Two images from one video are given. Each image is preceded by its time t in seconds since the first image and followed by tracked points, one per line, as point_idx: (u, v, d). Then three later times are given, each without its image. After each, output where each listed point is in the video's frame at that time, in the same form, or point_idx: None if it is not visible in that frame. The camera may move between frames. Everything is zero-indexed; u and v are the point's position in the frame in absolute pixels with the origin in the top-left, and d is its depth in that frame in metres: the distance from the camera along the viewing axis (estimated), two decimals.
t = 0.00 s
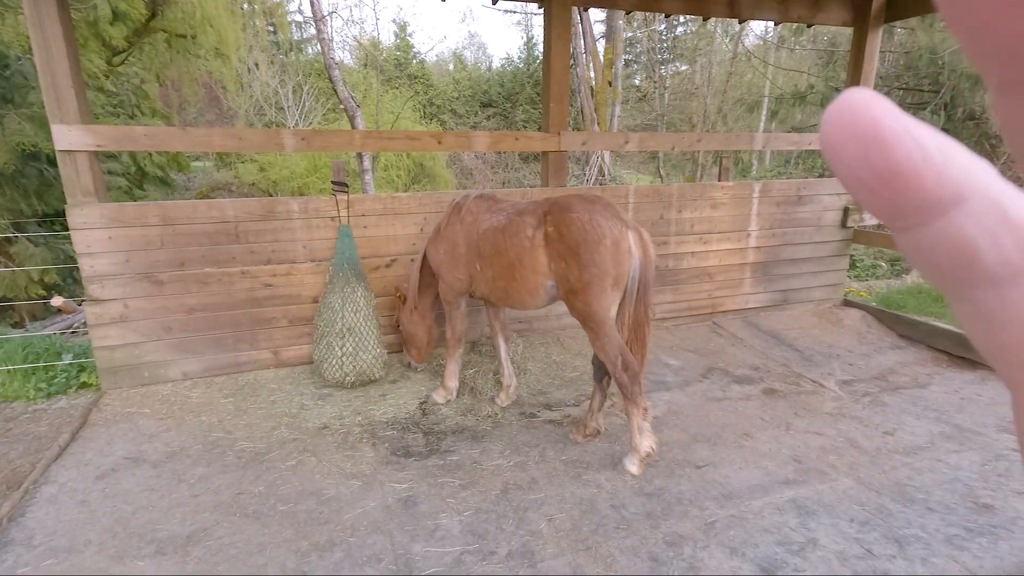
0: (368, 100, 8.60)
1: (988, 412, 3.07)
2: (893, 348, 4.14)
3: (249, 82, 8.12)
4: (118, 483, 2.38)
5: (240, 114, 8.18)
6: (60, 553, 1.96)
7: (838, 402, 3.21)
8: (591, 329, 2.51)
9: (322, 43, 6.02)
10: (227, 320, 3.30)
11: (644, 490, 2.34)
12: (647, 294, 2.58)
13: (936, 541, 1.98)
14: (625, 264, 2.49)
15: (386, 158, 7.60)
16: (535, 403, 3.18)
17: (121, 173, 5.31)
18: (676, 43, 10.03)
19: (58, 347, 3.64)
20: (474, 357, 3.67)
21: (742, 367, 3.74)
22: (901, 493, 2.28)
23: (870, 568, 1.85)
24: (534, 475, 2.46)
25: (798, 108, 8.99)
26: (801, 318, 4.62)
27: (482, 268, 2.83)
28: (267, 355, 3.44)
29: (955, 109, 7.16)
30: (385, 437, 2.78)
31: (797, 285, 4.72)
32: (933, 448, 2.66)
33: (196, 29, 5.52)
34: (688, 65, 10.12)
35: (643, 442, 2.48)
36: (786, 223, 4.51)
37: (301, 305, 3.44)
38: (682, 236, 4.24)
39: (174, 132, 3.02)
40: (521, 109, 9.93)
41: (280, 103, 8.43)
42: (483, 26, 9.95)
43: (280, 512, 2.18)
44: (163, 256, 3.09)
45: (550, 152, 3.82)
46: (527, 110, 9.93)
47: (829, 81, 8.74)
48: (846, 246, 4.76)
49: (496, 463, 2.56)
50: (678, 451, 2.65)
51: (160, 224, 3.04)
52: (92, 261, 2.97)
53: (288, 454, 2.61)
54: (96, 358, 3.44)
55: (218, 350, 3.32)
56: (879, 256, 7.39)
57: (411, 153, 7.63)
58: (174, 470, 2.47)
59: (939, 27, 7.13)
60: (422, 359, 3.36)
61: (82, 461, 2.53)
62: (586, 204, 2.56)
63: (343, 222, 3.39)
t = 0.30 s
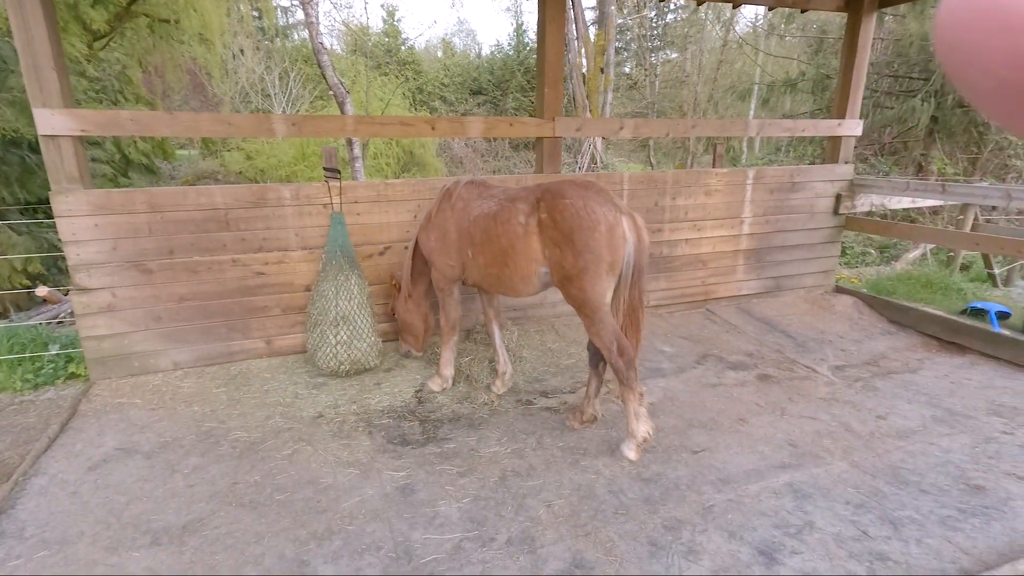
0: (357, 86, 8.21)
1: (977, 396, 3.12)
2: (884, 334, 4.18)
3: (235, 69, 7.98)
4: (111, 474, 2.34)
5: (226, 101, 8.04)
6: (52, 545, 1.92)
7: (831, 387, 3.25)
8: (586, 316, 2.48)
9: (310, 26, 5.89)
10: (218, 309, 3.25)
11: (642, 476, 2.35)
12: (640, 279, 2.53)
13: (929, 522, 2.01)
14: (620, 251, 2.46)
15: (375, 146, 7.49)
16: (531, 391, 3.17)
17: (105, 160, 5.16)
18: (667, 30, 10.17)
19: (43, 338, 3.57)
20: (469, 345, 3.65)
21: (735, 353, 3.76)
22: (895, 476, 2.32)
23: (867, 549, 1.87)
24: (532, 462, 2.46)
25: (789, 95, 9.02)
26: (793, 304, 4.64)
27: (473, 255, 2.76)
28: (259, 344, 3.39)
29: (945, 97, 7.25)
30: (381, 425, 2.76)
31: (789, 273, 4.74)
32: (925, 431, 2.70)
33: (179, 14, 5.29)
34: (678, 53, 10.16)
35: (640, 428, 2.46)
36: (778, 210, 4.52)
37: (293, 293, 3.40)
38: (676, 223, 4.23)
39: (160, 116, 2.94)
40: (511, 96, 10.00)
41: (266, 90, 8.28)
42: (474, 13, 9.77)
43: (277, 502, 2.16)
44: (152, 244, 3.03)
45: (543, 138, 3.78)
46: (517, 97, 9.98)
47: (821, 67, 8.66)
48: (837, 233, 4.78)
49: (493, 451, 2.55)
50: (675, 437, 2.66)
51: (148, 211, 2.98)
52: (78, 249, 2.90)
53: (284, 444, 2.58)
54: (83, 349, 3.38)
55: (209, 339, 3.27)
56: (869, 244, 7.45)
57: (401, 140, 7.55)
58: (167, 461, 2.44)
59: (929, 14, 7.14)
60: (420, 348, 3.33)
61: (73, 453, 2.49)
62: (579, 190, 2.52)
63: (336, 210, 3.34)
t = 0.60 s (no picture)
0: (340, 79, 7.96)
1: (962, 388, 3.14)
2: (870, 327, 4.20)
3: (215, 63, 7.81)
4: (85, 479, 2.25)
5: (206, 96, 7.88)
6: (21, 555, 1.84)
7: (820, 380, 3.25)
8: (575, 311, 2.35)
9: (291, 18, 5.73)
10: (197, 307, 3.15)
11: (634, 472, 2.31)
12: (630, 273, 2.39)
13: (921, 514, 2.00)
14: (609, 244, 2.31)
15: (359, 142, 7.31)
16: (520, 388, 3.12)
17: (79, 155, 5.00)
18: (651, 26, 10.22)
19: (14, 339, 3.43)
20: (457, 342, 3.58)
21: (724, 347, 3.75)
22: (886, 468, 2.31)
23: (860, 543, 1.86)
24: (522, 460, 2.41)
25: (774, 90, 9.05)
26: (781, 298, 4.65)
27: (459, 249, 2.65)
28: (241, 343, 3.30)
29: (926, 92, 7.27)
30: (367, 425, 2.70)
31: (777, 266, 4.75)
32: (914, 423, 2.71)
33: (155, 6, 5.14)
34: (664, 49, 10.17)
35: (631, 424, 2.42)
36: (766, 204, 4.51)
37: (275, 291, 3.31)
38: (664, 217, 4.21)
39: (134, 108, 2.83)
40: (496, 92, 9.91)
41: (247, 85, 8.11)
42: (458, 10, 9.85)
43: (259, 505, 2.09)
44: (126, 240, 2.92)
45: (531, 131, 3.71)
46: (502, 92, 9.95)
47: (804, 63, 8.69)
48: (823, 227, 4.79)
49: (483, 449, 2.50)
50: (666, 432, 2.63)
51: (122, 206, 2.87)
52: (48, 246, 2.78)
53: (266, 445, 2.50)
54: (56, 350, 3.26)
55: (188, 339, 3.17)
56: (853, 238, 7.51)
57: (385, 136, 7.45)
58: (144, 465, 2.35)
59: (912, 9, 7.19)
60: (403, 345, 3.27)
61: (44, 458, 2.39)
62: (567, 182, 2.38)
63: (319, 204, 3.25)
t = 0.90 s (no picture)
0: (325, 75, 7.82)
1: (956, 384, 3.13)
2: (862, 322, 4.20)
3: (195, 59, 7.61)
4: (57, 492, 2.14)
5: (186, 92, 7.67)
6: None
7: (815, 377, 3.23)
8: (569, 311, 2.24)
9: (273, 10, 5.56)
10: (177, 308, 3.03)
11: (631, 475, 2.26)
12: (625, 271, 2.31)
13: (923, 514, 1.97)
14: (603, 242, 2.22)
15: (345, 138, 7.21)
16: (513, 389, 3.06)
17: (54, 152, 4.82)
18: (638, 22, 10.31)
19: None
20: (447, 342, 3.50)
21: (718, 345, 3.71)
22: (885, 467, 2.28)
23: (863, 545, 1.82)
24: (516, 464, 2.35)
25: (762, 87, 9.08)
26: (772, 294, 4.63)
27: (449, 248, 2.50)
28: (224, 345, 3.19)
29: (913, 87, 7.34)
30: (355, 429, 2.61)
31: (768, 262, 4.73)
32: (910, 420, 2.69)
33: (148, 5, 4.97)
34: (650, 45, 10.24)
35: (628, 425, 2.36)
36: (757, 200, 4.49)
37: (259, 291, 3.20)
38: (656, 214, 4.16)
39: (106, 101, 2.70)
40: (483, 89, 9.93)
41: (229, 81, 7.92)
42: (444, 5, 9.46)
43: (243, 516, 2.00)
44: (101, 240, 2.80)
45: (521, 125, 3.63)
46: (489, 89, 9.91)
47: (793, 58, 8.69)
48: (814, 223, 4.79)
49: (475, 453, 2.43)
50: (662, 433, 2.59)
51: (95, 204, 2.74)
52: (17, 246, 2.65)
53: (251, 452, 2.41)
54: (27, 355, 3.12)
55: (168, 341, 3.06)
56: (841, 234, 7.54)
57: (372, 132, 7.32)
58: (121, 475, 2.24)
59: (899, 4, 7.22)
60: (390, 345, 3.19)
61: (14, 469, 2.27)
62: (558, 178, 2.27)
63: (303, 202, 3.15)
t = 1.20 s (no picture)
0: (311, 64, 7.64)
1: (961, 378, 3.08)
2: (861, 316, 4.14)
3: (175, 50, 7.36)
4: (27, 505, 1.99)
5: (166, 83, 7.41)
6: None
7: (818, 373, 3.16)
8: (571, 308, 2.14)
9: None
10: (157, 306, 2.87)
11: (637, 478, 2.17)
12: (630, 266, 2.20)
13: (942, 516, 1.91)
14: (607, 235, 2.11)
15: (331, 131, 7.02)
16: (511, 387, 2.95)
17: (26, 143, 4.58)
18: (626, 15, 9.91)
19: None
20: (441, 338, 3.38)
21: (719, 340, 3.63)
22: (898, 466, 2.21)
23: (883, 551, 1.75)
24: (517, 468, 2.24)
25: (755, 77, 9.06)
26: (770, 288, 4.57)
27: (444, 242, 2.38)
28: (207, 344, 3.04)
29: (906, 79, 7.34)
30: (347, 432, 2.49)
31: (766, 255, 4.67)
32: (918, 416, 2.63)
33: None
34: (638, 38, 9.97)
35: (633, 426, 2.27)
36: (755, 191, 4.41)
37: (243, 287, 3.05)
38: (654, 206, 4.06)
39: (76, 85, 2.52)
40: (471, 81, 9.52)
41: (211, 71, 7.67)
42: None
43: (228, 529, 1.88)
44: (73, 234, 2.63)
45: (517, 114, 3.50)
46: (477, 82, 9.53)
47: (784, 50, 8.70)
48: (812, 215, 4.72)
49: (474, 456, 2.32)
50: (667, 433, 2.50)
51: (67, 196, 2.57)
52: None
53: (236, 458, 2.28)
54: None
55: (148, 340, 2.90)
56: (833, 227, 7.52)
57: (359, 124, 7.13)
58: (97, 486, 2.09)
59: None
60: (376, 345, 3.05)
61: None
62: (559, 168, 2.15)
63: (289, 193, 3.00)
